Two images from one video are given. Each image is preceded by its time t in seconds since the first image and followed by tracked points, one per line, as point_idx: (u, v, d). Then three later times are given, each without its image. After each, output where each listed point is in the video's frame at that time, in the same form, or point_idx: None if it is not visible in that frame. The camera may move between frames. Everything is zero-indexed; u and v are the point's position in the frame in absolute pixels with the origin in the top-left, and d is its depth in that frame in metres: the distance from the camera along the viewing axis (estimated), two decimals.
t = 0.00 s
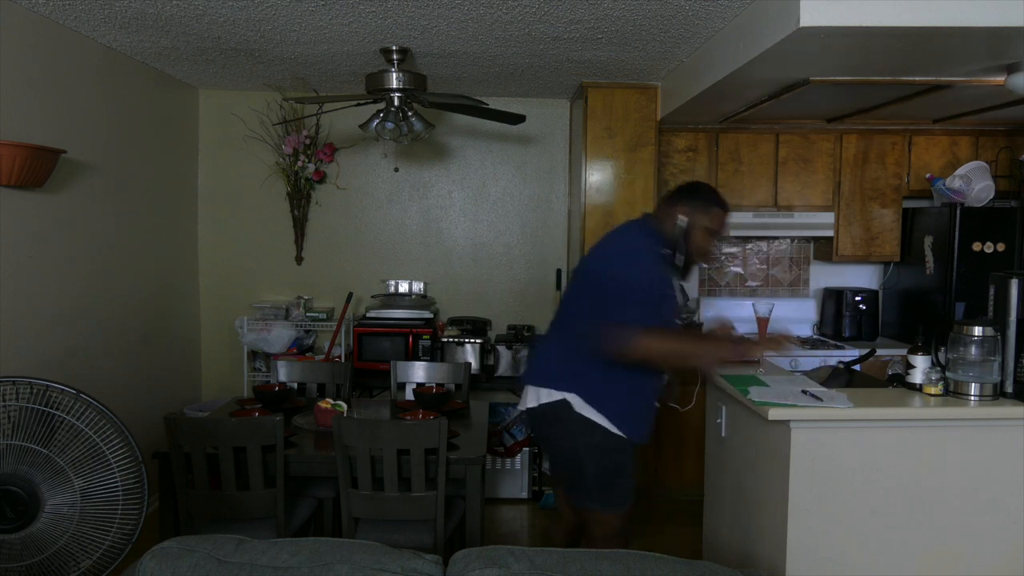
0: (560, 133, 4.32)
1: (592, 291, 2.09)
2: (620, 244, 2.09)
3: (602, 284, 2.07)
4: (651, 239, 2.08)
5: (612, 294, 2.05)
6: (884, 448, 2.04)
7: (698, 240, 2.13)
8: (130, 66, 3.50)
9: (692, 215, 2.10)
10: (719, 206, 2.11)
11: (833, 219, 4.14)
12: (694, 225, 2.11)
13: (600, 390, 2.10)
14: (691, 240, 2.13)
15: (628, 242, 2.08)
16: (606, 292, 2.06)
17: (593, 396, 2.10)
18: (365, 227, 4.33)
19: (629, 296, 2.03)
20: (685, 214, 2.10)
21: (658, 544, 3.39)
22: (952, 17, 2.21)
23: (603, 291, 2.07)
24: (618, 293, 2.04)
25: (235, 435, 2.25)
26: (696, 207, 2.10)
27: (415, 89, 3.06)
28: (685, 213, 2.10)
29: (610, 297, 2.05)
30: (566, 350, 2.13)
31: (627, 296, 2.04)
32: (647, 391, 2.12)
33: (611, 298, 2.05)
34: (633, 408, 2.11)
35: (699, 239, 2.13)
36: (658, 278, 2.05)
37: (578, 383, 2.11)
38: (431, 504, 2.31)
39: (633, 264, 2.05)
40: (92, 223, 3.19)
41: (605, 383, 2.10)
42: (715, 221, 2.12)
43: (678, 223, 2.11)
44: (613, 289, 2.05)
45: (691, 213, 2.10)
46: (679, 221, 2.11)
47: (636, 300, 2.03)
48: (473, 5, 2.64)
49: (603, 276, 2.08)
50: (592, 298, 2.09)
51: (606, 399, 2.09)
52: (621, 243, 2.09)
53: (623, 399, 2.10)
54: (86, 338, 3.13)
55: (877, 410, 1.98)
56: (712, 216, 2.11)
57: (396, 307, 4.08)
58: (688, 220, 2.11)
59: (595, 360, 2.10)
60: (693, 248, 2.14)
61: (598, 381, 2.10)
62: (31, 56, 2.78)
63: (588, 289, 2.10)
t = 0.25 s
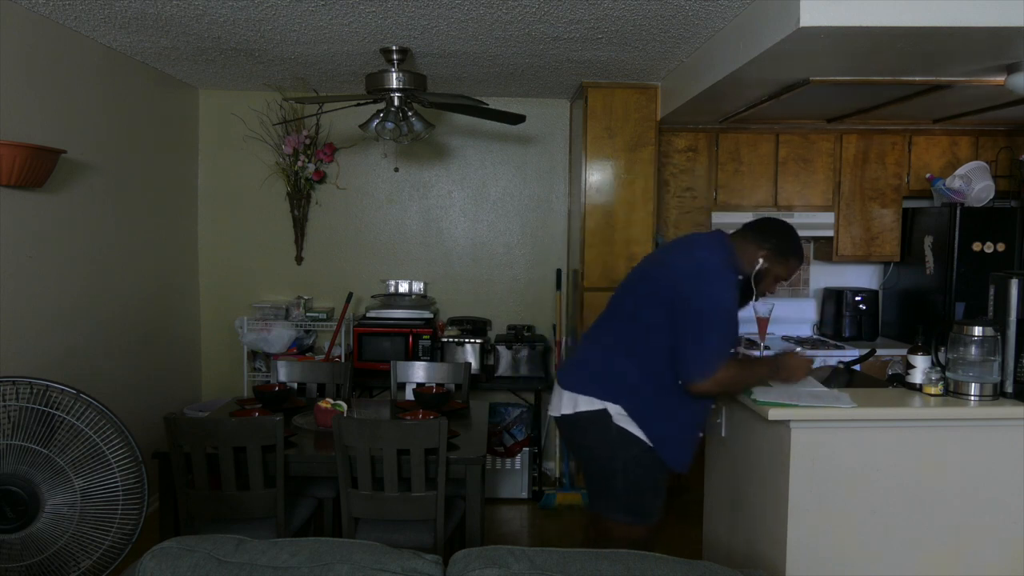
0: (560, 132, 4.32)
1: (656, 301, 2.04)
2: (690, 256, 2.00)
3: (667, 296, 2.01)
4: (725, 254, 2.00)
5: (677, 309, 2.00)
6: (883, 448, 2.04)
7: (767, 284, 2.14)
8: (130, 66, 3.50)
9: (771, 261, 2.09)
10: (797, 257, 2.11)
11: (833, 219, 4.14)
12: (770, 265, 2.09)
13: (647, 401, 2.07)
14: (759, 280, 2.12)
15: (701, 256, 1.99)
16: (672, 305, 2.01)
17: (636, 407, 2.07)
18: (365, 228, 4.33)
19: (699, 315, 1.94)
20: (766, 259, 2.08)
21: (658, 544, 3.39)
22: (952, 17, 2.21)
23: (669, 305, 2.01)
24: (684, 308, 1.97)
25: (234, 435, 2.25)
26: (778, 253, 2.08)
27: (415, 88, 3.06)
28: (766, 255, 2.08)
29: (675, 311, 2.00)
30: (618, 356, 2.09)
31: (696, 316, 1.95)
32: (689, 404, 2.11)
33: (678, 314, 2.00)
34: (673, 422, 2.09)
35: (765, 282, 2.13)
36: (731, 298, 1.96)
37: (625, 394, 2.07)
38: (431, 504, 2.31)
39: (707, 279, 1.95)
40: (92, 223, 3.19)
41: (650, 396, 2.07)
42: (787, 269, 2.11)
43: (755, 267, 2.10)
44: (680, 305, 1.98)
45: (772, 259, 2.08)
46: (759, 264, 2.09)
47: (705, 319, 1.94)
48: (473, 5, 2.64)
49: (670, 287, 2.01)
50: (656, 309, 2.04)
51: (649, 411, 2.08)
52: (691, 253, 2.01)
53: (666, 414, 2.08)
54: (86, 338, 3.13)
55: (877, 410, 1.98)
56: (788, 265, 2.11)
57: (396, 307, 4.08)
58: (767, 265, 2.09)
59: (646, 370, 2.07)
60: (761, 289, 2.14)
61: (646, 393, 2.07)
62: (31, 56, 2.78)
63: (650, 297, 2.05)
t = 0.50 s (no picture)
0: (560, 133, 4.32)
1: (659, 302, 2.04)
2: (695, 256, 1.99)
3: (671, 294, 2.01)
4: (732, 256, 2.00)
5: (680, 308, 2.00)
6: (883, 448, 2.04)
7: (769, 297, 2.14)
8: (130, 66, 3.50)
9: (776, 275, 2.09)
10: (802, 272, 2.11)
11: (833, 219, 4.14)
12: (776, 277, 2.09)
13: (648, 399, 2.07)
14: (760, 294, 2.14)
15: (704, 255, 1.98)
16: (676, 305, 2.01)
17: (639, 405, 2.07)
18: (365, 228, 4.33)
19: (702, 315, 1.93)
20: (770, 271, 2.09)
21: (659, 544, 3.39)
22: (952, 17, 2.21)
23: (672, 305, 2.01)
24: (687, 308, 1.96)
25: (234, 435, 2.25)
26: (782, 267, 2.08)
27: (415, 89, 3.06)
28: (771, 267, 2.08)
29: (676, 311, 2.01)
30: (622, 356, 2.09)
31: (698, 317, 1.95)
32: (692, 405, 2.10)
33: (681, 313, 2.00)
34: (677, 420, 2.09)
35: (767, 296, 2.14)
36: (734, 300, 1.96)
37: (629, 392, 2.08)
38: (431, 504, 2.31)
39: (711, 281, 1.95)
40: (92, 223, 3.19)
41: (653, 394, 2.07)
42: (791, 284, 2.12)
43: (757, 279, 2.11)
44: (681, 305, 1.98)
45: (776, 273, 2.09)
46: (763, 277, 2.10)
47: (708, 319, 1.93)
48: (473, 5, 2.64)
49: (675, 287, 2.01)
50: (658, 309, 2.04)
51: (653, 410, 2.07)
52: (698, 253, 2.01)
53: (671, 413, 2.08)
54: (86, 338, 3.13)
55: (877, 410, 1.98)
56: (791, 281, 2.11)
57: (396, 307, 4.08)
58: (770, 277, 2.10)
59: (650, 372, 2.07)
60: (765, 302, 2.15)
61: (649, 392, 2.07)
62: (31, 56, 2.78)
63: (654, 297, 2.05)
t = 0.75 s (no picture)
0: (560, 132, 4.32)
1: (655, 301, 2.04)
2: (691, 256, 2.00)
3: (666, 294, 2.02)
4: (727, 253, 2.02)
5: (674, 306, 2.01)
6: (884, 448, 2.04)
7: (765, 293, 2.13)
8: (130, 66, 3.50)
9: (770, 268, 2.09)
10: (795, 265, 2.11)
11: (833, 219, 4.14)
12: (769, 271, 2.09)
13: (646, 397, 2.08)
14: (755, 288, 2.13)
15: (700, 255, 2.00)
16: (671, 302, 2.02)
17: (637, 404, 2.08)
18: (365, 228, 4.33)
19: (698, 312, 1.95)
20: (766, 265, 2.08)
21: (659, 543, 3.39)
22: (952, 17, 2.21)
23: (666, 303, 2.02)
24: (683, 305, 1.98)
25: (234, 435, 2.25)
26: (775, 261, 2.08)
27: (415, 89, 3.06)
28: (765, 261, 2.08)
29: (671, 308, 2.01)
30: (620, 356, 2.09)
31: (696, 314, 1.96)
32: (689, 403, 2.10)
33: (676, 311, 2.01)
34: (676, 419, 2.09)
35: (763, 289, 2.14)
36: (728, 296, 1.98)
37: (626, 391, 2.08)
38: (431, 504, 2.31)
39: (706, 278, 1.97)
40: (92, 223, 3.19)
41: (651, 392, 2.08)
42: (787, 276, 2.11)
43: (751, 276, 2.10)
44: (678, 303, 1.99)
45: (769, 267, 2.08)
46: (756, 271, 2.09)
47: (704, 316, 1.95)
48: (473, 5, 2.64)
49: (670, 285, 2.01)
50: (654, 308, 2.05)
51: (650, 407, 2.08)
52: (693, 252, 2.02)
53: (670, 412, 2.08)
54: (86, 338, 3.13)
55: (877, 410, 1.98)
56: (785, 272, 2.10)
57: (396, 307, 4.08)
58: (765, 271, 2.09)
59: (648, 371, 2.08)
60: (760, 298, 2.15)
61: (647, 390, 2.07)
62: (31, 56, 2.78)
63: (650, 296, 2.05)
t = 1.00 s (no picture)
0: (560, 133, 4.32)
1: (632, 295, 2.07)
2: (645, 236, 2.05)
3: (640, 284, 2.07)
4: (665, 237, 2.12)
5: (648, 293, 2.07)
6: (883, 448, 2.04)
7: (702, 240, 2.18)
8: (130, 66, 3.50)
9: (692, 214, 2.17)
10: (720, 206, 2.17)
11: (833, 219, 4.14)
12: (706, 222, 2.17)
13: (648, 395, 2.07)
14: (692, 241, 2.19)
15: (651, 235, 2.06)
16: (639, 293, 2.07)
17: (642, 404, 2.07)
18: (365, 228, 4.33)
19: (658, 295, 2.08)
20: (686, 214, 2.18)
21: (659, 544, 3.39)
22: (953, 17, 2.21)
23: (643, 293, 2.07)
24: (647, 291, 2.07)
25: (234, 435, 2.25)
26: (699, 210, 2.16)
27: (415, 89, 3.06)
28: (684, 211, 2.18)
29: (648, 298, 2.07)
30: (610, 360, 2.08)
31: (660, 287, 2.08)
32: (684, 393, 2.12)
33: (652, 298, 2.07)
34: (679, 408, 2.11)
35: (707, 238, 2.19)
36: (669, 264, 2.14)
37: (629, 392, 2.07)
38: (431, 504, 2.31)
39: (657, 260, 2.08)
40: (92, 223, 3.19)
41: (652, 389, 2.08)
42: (718, 217, 2.17)
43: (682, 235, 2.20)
44: (645, 288, 2.07)
45: (693, 216, 2.17)
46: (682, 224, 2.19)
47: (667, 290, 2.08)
48: (473, 5, 2.64)
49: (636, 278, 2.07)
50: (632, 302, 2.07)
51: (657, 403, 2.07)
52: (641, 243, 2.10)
53: (673, 404, 2.09)
54: (86, 338, 3.13)
55: (876, 410, 1.98)
56: (714, 215, 2.16)
57: (396, 307, 4.08)
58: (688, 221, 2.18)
59: (644, 367, 2.07)
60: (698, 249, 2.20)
61: (646, 389, 2.07)
62: (31, 56, 2.78)
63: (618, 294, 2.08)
